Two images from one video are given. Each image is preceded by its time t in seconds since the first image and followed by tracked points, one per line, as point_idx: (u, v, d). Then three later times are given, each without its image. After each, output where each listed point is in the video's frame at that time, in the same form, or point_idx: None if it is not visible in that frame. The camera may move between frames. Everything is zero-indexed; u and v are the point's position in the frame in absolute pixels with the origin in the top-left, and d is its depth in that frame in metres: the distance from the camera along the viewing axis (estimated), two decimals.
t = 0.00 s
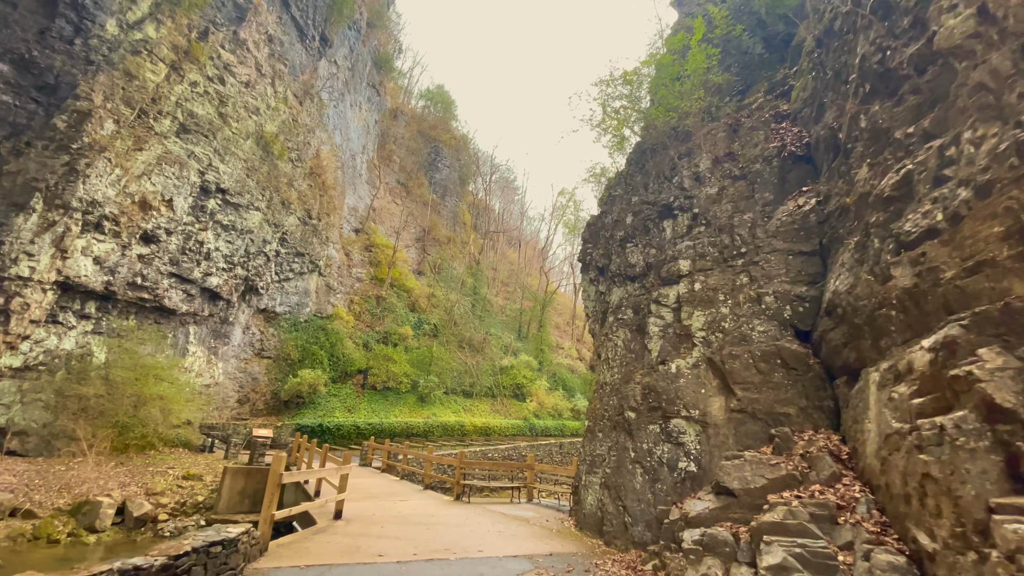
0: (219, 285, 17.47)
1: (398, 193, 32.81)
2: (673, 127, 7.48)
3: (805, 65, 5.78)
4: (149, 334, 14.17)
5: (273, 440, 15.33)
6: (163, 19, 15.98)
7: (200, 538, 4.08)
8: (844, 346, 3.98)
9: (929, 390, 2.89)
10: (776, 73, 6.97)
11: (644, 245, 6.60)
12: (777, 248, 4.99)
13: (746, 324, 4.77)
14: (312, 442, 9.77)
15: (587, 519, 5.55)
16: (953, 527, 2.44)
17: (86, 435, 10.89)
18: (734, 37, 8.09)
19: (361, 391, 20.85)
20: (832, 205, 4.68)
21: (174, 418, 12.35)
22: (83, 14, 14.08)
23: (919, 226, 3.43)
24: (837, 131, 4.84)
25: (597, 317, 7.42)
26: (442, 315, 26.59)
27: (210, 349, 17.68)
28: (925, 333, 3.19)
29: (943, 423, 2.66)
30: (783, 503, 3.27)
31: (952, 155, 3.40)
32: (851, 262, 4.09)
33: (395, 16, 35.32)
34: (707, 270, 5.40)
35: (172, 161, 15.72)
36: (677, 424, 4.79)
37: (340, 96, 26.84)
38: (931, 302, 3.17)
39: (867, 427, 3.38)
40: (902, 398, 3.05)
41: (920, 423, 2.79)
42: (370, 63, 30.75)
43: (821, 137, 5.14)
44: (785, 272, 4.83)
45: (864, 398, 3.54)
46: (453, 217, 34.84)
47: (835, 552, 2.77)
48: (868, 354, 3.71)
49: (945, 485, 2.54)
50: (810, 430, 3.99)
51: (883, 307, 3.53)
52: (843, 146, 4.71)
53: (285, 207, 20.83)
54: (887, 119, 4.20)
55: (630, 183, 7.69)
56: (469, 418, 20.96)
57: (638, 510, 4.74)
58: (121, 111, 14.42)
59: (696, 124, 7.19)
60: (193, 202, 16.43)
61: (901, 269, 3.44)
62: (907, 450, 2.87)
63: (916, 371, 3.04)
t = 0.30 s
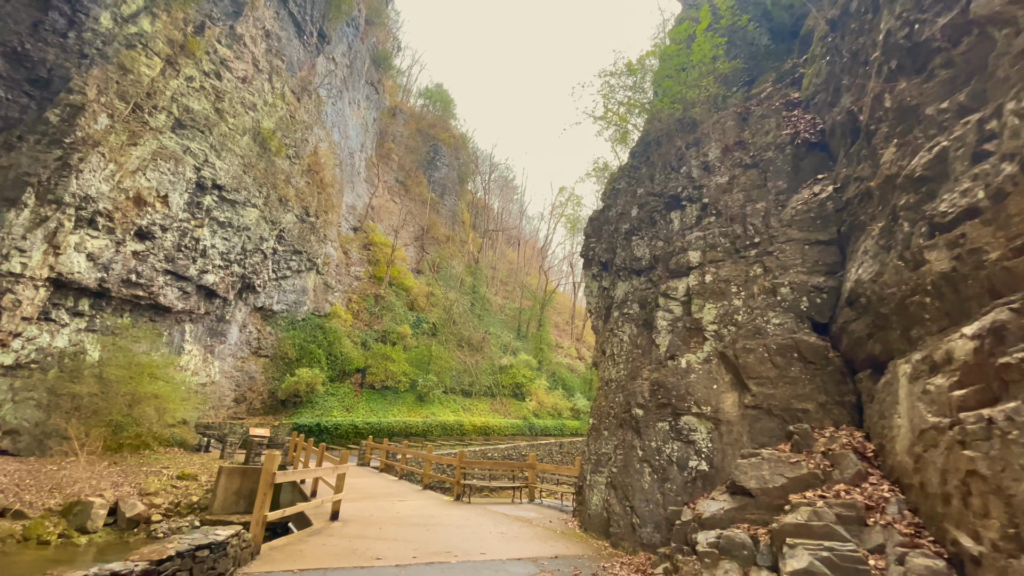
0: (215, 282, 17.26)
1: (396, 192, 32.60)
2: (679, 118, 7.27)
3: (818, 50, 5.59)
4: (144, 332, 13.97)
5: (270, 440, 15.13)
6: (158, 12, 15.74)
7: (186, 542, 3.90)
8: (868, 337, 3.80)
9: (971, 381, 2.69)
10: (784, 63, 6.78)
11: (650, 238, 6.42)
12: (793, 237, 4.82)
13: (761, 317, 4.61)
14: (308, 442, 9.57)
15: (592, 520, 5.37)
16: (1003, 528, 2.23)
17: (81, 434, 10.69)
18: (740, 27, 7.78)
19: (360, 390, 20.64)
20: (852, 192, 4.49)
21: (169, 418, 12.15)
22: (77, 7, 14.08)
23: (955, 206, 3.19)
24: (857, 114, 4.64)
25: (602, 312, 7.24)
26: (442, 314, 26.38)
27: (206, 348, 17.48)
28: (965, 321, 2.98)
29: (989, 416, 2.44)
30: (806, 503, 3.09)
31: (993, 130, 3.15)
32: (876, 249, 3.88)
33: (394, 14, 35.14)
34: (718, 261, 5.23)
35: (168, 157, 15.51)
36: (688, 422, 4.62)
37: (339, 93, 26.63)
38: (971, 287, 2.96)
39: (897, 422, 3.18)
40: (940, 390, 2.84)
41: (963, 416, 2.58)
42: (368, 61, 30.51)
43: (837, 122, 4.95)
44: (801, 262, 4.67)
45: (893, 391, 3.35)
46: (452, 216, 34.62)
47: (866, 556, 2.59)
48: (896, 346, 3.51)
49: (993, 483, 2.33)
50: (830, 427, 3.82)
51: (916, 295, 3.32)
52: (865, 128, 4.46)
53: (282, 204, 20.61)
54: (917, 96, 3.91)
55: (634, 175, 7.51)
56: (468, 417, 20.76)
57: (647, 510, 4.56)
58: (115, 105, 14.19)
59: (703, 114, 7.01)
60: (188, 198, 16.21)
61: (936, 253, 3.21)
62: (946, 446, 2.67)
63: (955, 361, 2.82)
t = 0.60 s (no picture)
0: (212, 281, 17.06)
1: (396, 191, 32.38)
2: (687, 111, 7.06)
3: (833, 36, 5.41)
4: (141, 330, 13.79)
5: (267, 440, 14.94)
6: (155, 7, 15.52)
7: (169, 551, 3.68)
8: (895, 331, 3.63)
9: (1019, 378, 2.48)
10: (795, 53, 6.53)
11: (658, 232, 6.25)
12: (811, 229, 4.66)
13: (778, 312, 4.44)
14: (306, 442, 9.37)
15: (598, 524, 5.18)
16: None
17: (74, 434, 10.49)
18: (747, 18, 7.37)
19: (359, 389, 20.44)
20: (875, 180, 4.33)
21: (165, 417, 11.92)
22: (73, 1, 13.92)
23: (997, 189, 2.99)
24: (880, 99, 4.46)
25: (607, 309, 7.06)
26: (442, 313, 26.17)
27: (203, 347, 17.29)
28: (1009, 313, 2.78)
29: None
30: (833, 510, 2.91)
31: None
32: (904, 239, 3.70)
33: (393, 12, 34.93)
34: (732, 255, 5.07)
35: (165, 153, 15.32)
36: (700, 422, 4.44)
37: (338, 91, 26.41)
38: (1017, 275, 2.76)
39: (933, 422, 3.00)
40: (984, 387, 2.64)
41: (1014, 416, 2.37)
42: (367, 58, 30.28)
43: (857, 109, 4.77)
44: (820, 255, 4.51)
45: (926, 389, 3.18)
46: (452, 215, 34.38)
47: (902, 567, 2.40)
48: (929, 340, 3.33)
49: None
50: (854, 428, 3.65)
51: (954, 286, 3.11)
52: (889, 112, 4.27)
53: (280, 202, 20.41)
54: (951, 77, 3.72)
55: (639, 169, 7.31)
56: (469, 417, 20.57)
57: (657, 515, 4.38)
58: (110, 100, 13.98)
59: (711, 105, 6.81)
60: (185, 195, 16.00)
61: (978, 240, 2.99)
62: (992, 448, 2.47)
63: (1002, 356, 2.61)
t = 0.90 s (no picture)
0: (209, 279, 16.87)
1: (395, 190, 32.19)
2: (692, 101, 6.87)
3: (846, 17, 5.24)
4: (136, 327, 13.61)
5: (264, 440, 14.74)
6: (150, 2, 15.35)
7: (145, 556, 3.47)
8: (923, 319, 3.46)
9: None
10: (803, 42, 6.28)
11: (663, 224, 6.09)
12: (827, 216, 4.50)
13: (792, 302, 4.27)
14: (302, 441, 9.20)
15: (603, 525, 4.99)
16: None
17: (66, 434, 10.27)
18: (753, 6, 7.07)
19: (357, 389, 20.24)
20: (895, 163, 4.15)
21: (161, 416, 11.71)
22: None
23: None
24: (900, 78, 4.29)
25: (611, 303, 6.88)
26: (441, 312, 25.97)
27: (200, 346, 17.10)
28: None
29: None
30: (860, 511, 2.72)
31: None
32: (931, 222, 3.52)
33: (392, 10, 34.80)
34: (743, 244, 4.91)
35: (161, 149, 15.14)
36: (711, 419, 4.27)
37: (337, 89, 26.24)
38: None
39: (967, 414, 2.82)
40: None
41: None
42: (366, 57, 30.09)
43: (874, 90, 4.60)
44: (837, 242, 4.34)
45: (958, 379, 3.00)
46: (452, 214, 34.11)
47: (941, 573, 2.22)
48: (963, 326, 3.15)
49: None
50: (877, 423, 3.48)
51: (992, 268, 2.92)
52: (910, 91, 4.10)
53: (278, 199, 20.22)
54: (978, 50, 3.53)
55: (643, 160, 7.13)
56: (469, 417, 20.36)
57: (665, 515, 4.20)
58: (105, 95, 13.76)
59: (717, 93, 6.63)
60: (181, 192, 15.81)
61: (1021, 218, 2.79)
62: None
63: None
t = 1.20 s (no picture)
0: (207, 275, 16.70)
1: (396, 186, 31.96)
2: (698, 90, 6.67)
3: None
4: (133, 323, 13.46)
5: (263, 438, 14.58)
6: None
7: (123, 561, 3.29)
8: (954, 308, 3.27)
9: None
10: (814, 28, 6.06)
11: (671, 215, 5.91)
12: (846, 203, 4.32)
13: (809, 294, 4.09)
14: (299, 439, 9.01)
15: (608, 526, 4.82)
16: None
17: (61, 432, 10.09)
18: None
19: (357, 386, 20.07)
20: (920, 145, 3.97)
21: (157, 413, 11.58)
22: None
23: None
24: (925, 56, 4.09)
25: (615, 297, 6.69)
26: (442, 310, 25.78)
27: (198, 342, 16.95)
28: None
29: None
30: (892, 515, 2.54)
31: None
32: (962, 206, 3.33)
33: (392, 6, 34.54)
34: (756, 233, 4.74)
35: (159, 143, 14.97)
36: (723, 416, 4.10)
37: (336, 84, 26.01)
38: None
39: (1008, 409, 2.63)
40: None
41: None
42: (366, 52, 29.84)
43: (896, 71, 4.41)
44: (858, 230, 4.15)
45: (997, 372, 2.81)
46: (453, 211, 33.83)
47: None
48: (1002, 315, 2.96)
49: None
50: (902, 420, 3.30)
51: None
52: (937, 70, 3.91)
53: (278, 195, 20.03)
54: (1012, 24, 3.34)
55: (649, 151, 6.94)
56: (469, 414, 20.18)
57: (674, 517, 4.02)
58: (101, 89, 13.56)
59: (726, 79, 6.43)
60: (179, 187, 15.62)
61: None
62: None
63: None
